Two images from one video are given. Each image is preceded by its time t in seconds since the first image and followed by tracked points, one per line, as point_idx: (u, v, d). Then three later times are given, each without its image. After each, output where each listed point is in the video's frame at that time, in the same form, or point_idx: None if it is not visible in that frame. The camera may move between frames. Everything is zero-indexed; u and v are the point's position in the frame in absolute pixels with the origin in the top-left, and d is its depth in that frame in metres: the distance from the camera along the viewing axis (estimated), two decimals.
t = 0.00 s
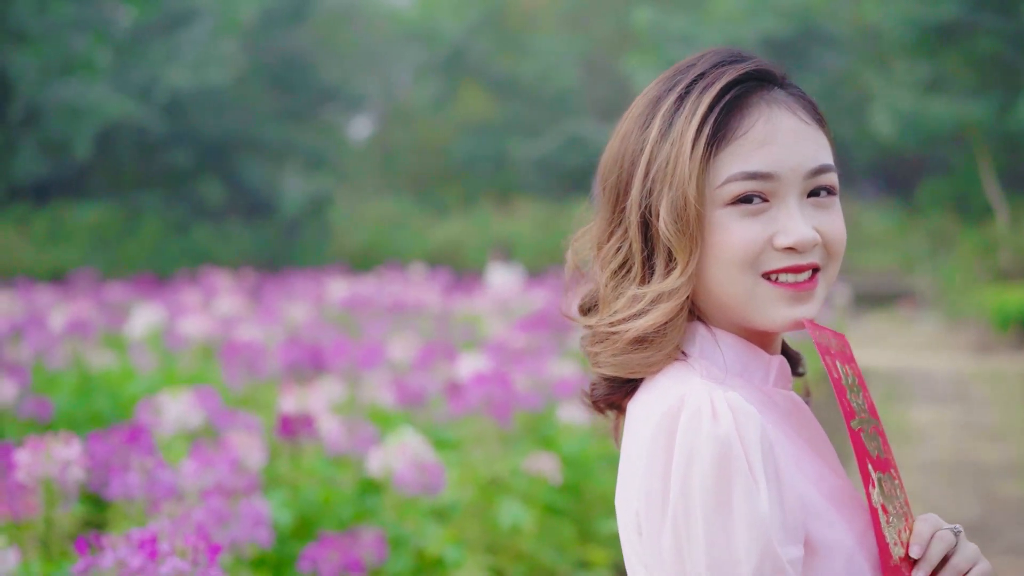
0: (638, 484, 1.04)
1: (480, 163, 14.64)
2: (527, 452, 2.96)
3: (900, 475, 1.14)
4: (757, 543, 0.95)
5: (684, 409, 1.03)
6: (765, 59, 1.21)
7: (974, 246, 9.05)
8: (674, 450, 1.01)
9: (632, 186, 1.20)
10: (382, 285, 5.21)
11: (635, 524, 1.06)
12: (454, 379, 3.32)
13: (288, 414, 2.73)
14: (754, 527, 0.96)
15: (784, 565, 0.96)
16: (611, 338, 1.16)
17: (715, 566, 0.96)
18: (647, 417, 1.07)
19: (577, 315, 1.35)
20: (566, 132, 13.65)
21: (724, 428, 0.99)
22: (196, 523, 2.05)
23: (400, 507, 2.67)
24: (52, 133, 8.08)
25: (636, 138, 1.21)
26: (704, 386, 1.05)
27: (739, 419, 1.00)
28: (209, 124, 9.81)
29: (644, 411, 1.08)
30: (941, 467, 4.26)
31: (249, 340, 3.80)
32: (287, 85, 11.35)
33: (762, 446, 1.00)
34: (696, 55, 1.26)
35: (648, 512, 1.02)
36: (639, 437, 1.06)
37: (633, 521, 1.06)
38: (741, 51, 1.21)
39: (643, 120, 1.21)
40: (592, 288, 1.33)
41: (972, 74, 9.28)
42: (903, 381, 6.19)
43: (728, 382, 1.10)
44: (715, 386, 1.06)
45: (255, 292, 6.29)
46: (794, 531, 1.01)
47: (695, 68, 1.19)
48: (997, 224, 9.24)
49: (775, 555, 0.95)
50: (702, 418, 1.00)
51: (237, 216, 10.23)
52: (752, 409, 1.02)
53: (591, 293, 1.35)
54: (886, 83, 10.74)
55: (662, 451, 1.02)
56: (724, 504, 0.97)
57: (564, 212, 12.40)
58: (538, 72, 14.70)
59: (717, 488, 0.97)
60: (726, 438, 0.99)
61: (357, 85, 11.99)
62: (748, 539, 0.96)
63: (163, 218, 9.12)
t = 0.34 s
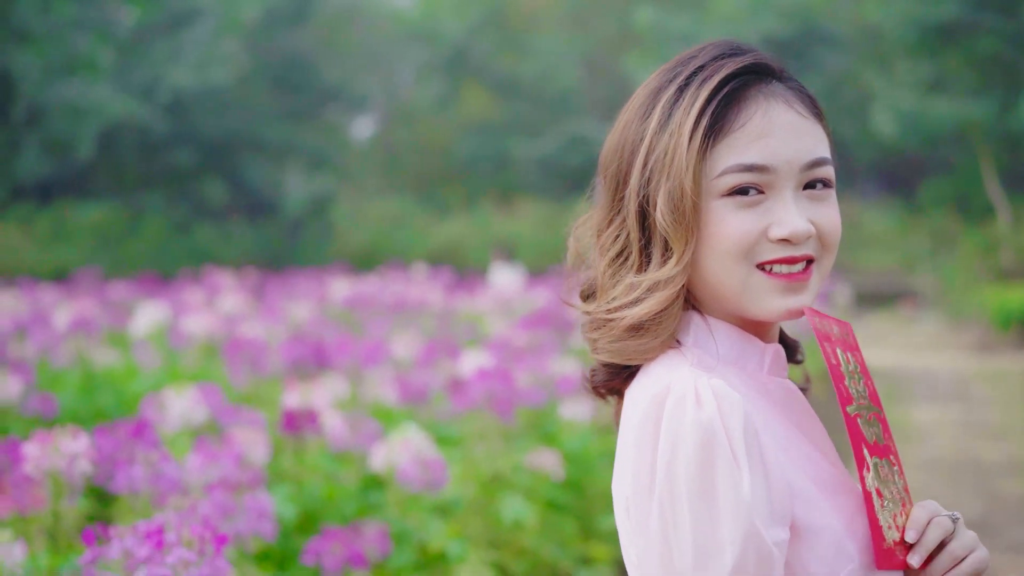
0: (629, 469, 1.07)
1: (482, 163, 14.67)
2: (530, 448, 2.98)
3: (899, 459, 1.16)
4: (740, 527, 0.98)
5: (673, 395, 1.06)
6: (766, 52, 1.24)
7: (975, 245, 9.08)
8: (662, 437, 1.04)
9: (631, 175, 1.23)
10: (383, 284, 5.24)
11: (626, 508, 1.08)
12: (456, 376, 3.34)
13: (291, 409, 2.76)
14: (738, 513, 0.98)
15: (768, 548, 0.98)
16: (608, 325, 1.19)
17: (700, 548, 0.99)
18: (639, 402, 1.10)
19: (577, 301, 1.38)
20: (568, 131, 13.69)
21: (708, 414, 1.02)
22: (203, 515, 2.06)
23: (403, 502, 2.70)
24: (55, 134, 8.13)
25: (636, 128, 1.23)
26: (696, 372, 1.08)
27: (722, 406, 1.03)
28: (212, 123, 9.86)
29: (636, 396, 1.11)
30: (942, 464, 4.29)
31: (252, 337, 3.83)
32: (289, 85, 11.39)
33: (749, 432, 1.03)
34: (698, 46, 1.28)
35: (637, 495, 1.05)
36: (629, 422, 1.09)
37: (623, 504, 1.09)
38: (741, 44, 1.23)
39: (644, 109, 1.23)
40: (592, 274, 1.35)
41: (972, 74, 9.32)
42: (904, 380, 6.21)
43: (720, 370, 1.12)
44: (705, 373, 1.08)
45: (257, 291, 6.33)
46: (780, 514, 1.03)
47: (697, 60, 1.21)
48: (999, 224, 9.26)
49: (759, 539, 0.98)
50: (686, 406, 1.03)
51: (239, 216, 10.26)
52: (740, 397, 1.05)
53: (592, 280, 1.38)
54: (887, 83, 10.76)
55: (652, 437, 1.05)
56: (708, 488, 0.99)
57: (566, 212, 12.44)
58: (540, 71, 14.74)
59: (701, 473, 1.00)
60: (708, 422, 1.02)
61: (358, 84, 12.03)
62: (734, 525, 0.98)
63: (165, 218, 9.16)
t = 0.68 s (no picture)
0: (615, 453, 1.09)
1: (484, 163, 14.70)
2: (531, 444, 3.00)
3: (896, 444, 1.18)
4: (708, 509, 0.98)
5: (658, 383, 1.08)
6: (767, 46, 1.25)
7: (977, 245, 9.08)
8: (642, 421, 1.06)
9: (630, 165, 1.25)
10: (385, 283, 5.24)
11: (611, 491, 1.10)
12: (458, 373, 3.35)
13: (294, 404, 2.77)
14: (712, 497, 0.99)
15: (737, 533, 0.98)
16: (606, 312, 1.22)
17: (673, 530, 1.00)
18: (627, 389, 1.12)
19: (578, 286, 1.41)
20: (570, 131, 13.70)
21: (687, 402, 1.04)
22: (207, 508, 2.07)
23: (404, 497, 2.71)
24: (57, 134, 8.17)
25: (637, 118, 1.25)
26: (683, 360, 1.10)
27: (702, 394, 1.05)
28: (215, 122, 9.89)
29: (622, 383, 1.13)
30: (944, 463, 4.30)
31: (254, 335, 3.84)
32: (291, 84, 11.41)
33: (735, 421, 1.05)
34: (700, 38, 1.29)
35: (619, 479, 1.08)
36: (614, 409, 1.11)
37: (608, 489, 1.11)
38: (743, 37, 1.25)
39: (645, 100, 1.25)
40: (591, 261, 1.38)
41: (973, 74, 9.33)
42: (905, 379, 6.22)
43: (710, 358, 1.15)
44: (690, 361, 1.10)
45: (258, 290, 6.34)
46: (758, 499, 1.04)
47: (698, 52, 1.22)
48: (1000, 223, 9.26)
49: (724, 523, 0.98)
50: (666, 392, 1.05)
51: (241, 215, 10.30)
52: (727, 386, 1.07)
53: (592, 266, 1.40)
54: (889, 83, 10.77)
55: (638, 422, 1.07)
56: (679, 471, 1.01)
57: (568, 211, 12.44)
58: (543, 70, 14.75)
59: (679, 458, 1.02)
60: (683, 409, 1.03)
61: (360, 83, 12.04)
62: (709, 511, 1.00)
63: (167, 216, 9.22)
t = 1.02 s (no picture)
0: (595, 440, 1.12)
1: (485, 163, 14.72)
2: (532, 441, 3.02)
3: (888, 431, 1.20)
4: (673, 498, 1.01)
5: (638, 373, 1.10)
6: (760, 40, 1.27)
7: (977, 244, 9.09)
8: (621, 411, 1.09)
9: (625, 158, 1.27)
10: (387, 282, 5.27)
11: (590, 478, 1.13)
12: (458, 369, 3.37)
13: (296, 401, 2.80)
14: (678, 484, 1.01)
15: (703, 523, 1.01)
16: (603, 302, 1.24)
17: (640, 517, 1.03)
18: (611, 379, 1.15)
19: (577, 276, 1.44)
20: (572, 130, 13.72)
21: (660, 391, 1.06)
22: (210, 501, 2.09)
23: (406, 493, 2.73)
24: (59, 133, 8.23)
25: (632, 112, 1.27)
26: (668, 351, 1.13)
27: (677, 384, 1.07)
28: (218, 122, 9.95)
29: (607, 374, 1.16)
30: (943, 462, 4.32)
31: (256, 333, 3.86)
32: (292, 83, 11.45)
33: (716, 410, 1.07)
34: (696, 33, 1.31)
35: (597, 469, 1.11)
36: (597, 401, 1.15)
37: (586, 474, 1.14)
38: (737, 31, 1.27)
39: (640, 95, 1.27)
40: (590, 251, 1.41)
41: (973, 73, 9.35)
42: (906, 379, 6.23)
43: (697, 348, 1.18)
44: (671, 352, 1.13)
45: (260, 289, 6.37)
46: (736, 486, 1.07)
47: (691, 47, 1.25)
48: (1000, 223, 9.27)
49: (687, 513, 1.01)
50: (643, 383, 1.08)
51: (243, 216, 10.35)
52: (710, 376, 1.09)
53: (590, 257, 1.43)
54: (889, 83, 10.80)
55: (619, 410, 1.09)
56: (649, 460, 1.04)
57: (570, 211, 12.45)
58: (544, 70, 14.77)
59: (647, 444, 1.04)
60: (656, 399, 1.06)
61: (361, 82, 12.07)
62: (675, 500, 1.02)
63: (169, 215, 9.30)
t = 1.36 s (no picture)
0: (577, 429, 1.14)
1: (485, 163, 14.75)
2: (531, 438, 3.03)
3: (882, 422, 1.21)
4: (638, 488, 1.03)
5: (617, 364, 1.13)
6: (752, 35, 1.28)
7: (977, 244, 9.11)
8: (596, 402, 1.11)
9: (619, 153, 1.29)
10: (387, 281, 5.29)
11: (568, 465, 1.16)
12: (458, 367, 3.39)
13: (296, 397, 2.82)
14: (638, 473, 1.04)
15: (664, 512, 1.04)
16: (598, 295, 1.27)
17: (605, 505, 1.06)
18: (594, 370, 1.17)
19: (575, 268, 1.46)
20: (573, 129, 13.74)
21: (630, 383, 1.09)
22: (211, 495, 2.11)
23: (405, 489, 2.74)
24: (61, 132, 8.27)
25: (627, 107, 1.29)
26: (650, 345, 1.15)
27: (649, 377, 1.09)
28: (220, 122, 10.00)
29: (592, 365, 1.18)
30: (942, 460, 4.34)
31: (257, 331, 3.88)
32: (293, 83, 11.47)
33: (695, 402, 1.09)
34: (690, 28, 1.33)
35: (572, 457, 1.13)
36: (577, 393, 1.17)
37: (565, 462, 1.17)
38: (730, 27, 1.28)
39: (634, 90, 1.29)
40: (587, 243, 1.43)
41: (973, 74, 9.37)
42: (906, 378, 6.25)
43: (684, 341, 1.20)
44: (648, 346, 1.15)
45: (261, 288, 6.39)
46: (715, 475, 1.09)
47: (684, 43, 1.26)
48: (1000, 222, 9.29)
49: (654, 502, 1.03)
50: (619, 374, 1.11)
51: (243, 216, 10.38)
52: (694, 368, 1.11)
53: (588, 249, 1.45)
54: (889, 83, 10.82)
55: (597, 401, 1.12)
56: (617, 451, 1.06)
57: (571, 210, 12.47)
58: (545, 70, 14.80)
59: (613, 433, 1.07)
60: (628, 391, 1.08)
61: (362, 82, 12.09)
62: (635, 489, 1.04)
63: (171, 215, 9.32)
